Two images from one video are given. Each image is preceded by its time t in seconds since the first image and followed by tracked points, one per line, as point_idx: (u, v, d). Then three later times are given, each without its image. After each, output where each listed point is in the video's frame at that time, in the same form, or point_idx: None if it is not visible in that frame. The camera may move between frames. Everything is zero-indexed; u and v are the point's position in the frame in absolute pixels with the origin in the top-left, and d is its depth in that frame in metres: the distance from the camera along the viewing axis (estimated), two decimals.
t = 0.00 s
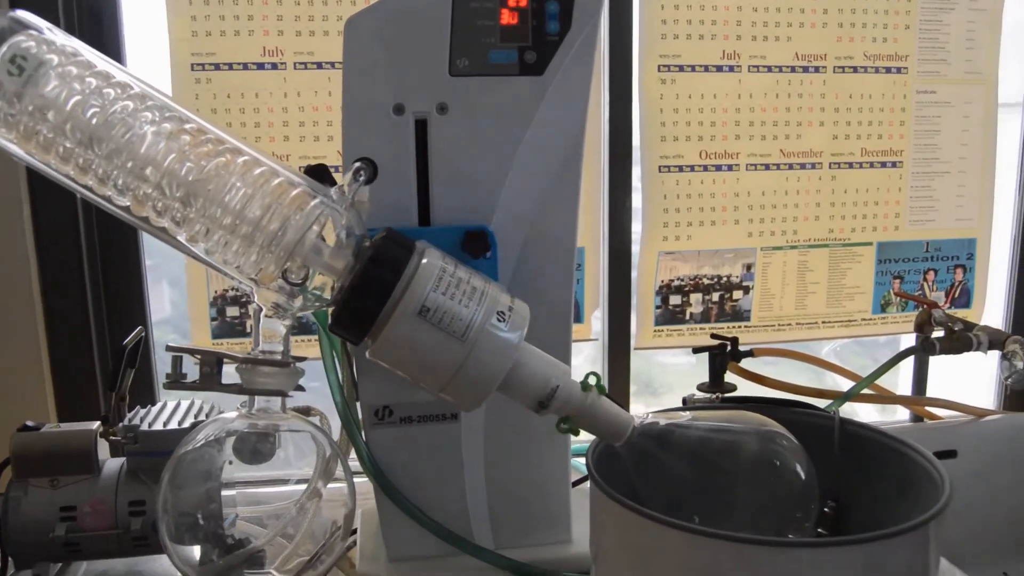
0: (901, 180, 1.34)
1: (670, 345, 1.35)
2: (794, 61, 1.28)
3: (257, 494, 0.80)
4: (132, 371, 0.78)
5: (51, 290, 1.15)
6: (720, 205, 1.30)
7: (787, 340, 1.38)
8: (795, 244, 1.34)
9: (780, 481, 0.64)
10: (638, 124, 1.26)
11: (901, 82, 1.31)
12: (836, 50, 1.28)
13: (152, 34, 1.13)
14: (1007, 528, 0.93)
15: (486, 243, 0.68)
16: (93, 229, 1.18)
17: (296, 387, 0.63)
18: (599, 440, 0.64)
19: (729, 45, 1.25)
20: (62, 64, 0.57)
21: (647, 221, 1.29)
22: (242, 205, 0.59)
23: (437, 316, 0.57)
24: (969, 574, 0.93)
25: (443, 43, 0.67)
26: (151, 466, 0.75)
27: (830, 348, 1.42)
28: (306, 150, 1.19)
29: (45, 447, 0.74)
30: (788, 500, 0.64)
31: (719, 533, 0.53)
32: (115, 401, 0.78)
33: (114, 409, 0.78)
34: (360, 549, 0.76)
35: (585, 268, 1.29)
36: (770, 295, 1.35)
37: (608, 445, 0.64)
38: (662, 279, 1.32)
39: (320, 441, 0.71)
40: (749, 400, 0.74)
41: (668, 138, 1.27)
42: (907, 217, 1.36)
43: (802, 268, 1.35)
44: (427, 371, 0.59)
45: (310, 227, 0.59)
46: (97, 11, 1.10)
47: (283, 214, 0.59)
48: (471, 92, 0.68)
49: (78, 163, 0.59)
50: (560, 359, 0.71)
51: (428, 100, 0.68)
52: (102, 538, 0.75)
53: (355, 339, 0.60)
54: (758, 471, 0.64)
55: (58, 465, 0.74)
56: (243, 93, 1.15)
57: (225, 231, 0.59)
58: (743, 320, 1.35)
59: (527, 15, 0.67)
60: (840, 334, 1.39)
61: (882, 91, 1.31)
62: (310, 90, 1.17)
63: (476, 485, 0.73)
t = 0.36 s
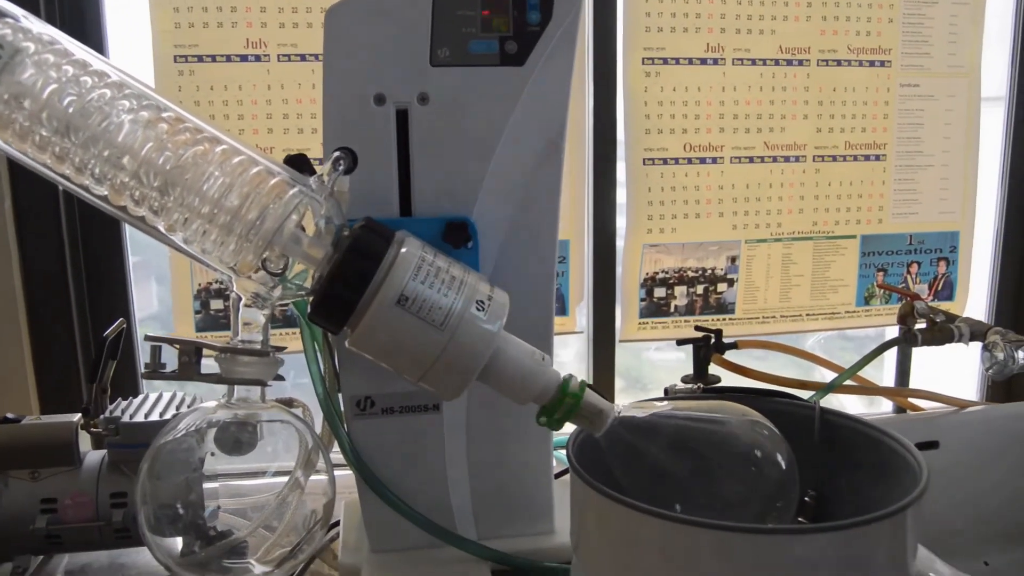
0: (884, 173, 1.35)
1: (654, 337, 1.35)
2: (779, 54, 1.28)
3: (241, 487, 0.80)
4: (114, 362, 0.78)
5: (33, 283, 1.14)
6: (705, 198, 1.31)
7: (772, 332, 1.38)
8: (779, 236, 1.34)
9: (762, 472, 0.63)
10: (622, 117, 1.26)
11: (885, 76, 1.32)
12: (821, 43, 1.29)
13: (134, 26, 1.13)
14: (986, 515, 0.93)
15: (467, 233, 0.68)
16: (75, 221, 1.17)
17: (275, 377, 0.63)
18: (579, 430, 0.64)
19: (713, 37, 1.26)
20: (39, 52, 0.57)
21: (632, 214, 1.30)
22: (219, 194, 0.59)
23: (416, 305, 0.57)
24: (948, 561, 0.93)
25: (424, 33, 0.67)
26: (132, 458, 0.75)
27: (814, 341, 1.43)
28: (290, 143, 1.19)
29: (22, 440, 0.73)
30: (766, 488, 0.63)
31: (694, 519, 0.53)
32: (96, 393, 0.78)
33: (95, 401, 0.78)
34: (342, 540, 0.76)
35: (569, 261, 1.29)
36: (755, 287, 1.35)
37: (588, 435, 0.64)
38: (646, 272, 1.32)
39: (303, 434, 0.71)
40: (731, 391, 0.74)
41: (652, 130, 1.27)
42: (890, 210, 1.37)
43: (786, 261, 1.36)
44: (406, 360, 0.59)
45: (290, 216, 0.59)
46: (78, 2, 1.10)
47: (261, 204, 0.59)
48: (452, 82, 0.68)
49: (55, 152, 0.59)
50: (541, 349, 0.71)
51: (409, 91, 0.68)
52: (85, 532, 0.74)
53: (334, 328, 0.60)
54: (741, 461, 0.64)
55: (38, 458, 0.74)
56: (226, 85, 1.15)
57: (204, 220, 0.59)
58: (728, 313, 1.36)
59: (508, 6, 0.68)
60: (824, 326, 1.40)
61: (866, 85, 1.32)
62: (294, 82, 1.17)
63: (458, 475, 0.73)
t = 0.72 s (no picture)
0: (871, 165, 1.36)
1: (642, 328, 1.35)
2: (767, 45, 1.28)
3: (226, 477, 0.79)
4: (97, 351, 0.77)
5: (18, 272, 1.14)
6: (692, 189, 1.31)
7: (759, 324, 1.39)
8: (766, 228, 1.35)
9: (743, 460, 0.64)
10: (610, 108, 1.26)
11: (872, 68, 1.32)
12: (809, 35, 1.29)
13: (120, 14, 1.12)
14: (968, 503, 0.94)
15: (453, 221, 0.68)
16: (60, 210, 1.17)
17: (257, 364, 0.63)
18: (564, 418, 0.64)
19: (702, 29, 1.26)
20: (18, 36, 0.57)
21: (620, 206, 1.29)
22: (200, 179, 0.59)
23: (398, 292, 0.57)
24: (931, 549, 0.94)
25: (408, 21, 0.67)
26: (116, 446, 0.75)
27: (801, 332, 1.44)
28: (277, 133, 1.19)
29: (7, 426, 0.74)
30: (749, 477, 0.64)
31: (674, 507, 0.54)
32: (79, 381, 0.77)
33: (78, 389, 0.78)
34: (327, 529, 0.76)
35: (557, 251, 1.29)
36: (742, 279, 1.36)
37: (572, 423, 0.64)
38: (634, 263, 1.32)
39: (286, 425, 0.70)
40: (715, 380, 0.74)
41: (640, 122, 1.27)
42: (877, 202, 1.37)
43: (773, 253, 1.36)
44: (388, 347, 0.58)
45: (271, 202, 0.59)
46: None
47: (242, 190, 0.59)
48: (437, 70, 0.68)
49: (35, 137, 0.58)
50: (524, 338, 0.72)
51: (394, 79, 0.68)
52: (69, 520, 0.74)
53: (316, 315, 0.60)
54: (724, 450, 0.64)
55: (20, 446, 0.74)
56: (213, 74, 1.15)
57: (185, 205, 0.59)
58: (715, 305, 1.36)
59: None
60: (812, 318, 1.40)
61: (853, 77, 1.32)
62: (280, 71, 1.17)
63: (441, 462, 0.73)
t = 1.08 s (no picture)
0: (847, 159, 1.37)
1: (619, 321, 1.35)
2: (743, 39, 1.29)
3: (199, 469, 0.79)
4: (67, 344, 0.77)
5: None
6: (669, 183, 1.31)
7: (735, 317, 1.40)
8: (742, 222, 1.36)
9: (712, 451, 0.64)
10: (586, 102, 1.26)
11: (848, 63, 1.34)
12: (785, 29, 1.30)
13: (95, 6, 1.13)
14: (930, 488, 0.97)
15: (423, 213, 0.68)
16: (32, 203, 1.16)
17: (226, 355, 0.63)
18: (533, 409, 0.64)
19: (678, 23, 1.26)
20: None
21: (597, 201, 1.30)
22: (166, 169, 0.59)
23: (365, 282, 0.57)
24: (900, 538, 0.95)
25: (379, 11, 0.67)
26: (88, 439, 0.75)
27: (777, 325, 1.45)
28: (253, 125, 1.20)
29: None
30: (717, 471, 0.64)
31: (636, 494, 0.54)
32: (48, 375, 0.76)
33: (48, 384, 0.77)
34: (299, 521, 0.76)
35: (534, 244, 1.30)
36: (719, 272, 1.37)
37: (542, 413, 0.64)
38: (611, 256, 1.33)
39: (258, 418, 0.70)
40: (686, 371, 0.74)
41: (617, 115, 1.27)
42: (853, 196, 1.39)
43: (750, 246, 1.37)
44: (356, 336, 0.59)
45: (238, 192, 0.59)
46: None
47: (209, 179, 0.59)
48: (409, 61, 0.68)
49: None
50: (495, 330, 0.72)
51: (365, 70, 0.68)
52: (39, 514, 0.74)
53: (284, 304, 0.60)
54: (693, 441, 0.64)
55: None
56: (188, 67, 1.15)
57: (151, 195, 0.59)
58: (692, 298, 1.37)
59: None
60: (788, 311, 1.42)
61: (830, 71, 1.33)
62: (257, 64, 1.17)
63: (413, 453, 0.73)
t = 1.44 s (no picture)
0: (823, 155, 1.39)
1: (597, 316, 1.37)
2: (720, 35, 1.31)
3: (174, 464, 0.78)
4: (41, 340, 0.79)
5: None
6: (646, 177, 1.32)
7: (713, 311, 1.41)
8: (720, 217, 1.37)
9: (682, 441, 0.64)
10: (564, 97, 1.27)
11: (824, 58, 1.36)
12: (761, 25, 1.32)
13: None
14: (895, 477, 0.99)
15: (394, 207, 0.68)
16: (7, 197, 1.16)
17: (195, 347, 0.65)
18: (504, 402, 0.65)
19: (655, 18, 1.27)
20: None
21: (574, 195, 1.31)
22: (133, 161, 0.60)
23: (332, 275, 0.58)
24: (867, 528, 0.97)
25: (350, 4, 0.66)
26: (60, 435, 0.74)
27: (754, 320, 1.46)
28: (230, 120, 1.20)
29: None
30: (687, 461, 0.64)
31: (597, 485, 0.55)
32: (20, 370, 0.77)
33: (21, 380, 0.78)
34: (273, 515, 0.76)
35: (511, 239, 1.30)
36: (696, 267, 1.38)
37: (514, 407, 0.65)
38: (588, 251, 1.34)
39: (229, 414, 0.69)
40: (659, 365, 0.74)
41: (594, 110, 1.28)
42: (829, 191, 1.40)
43: (727, 239, 1.38)
44: (324, 329, 0.59)
45: (205, 184, 0.60)
46: None
47: (176, 172, 0.60)
48: (380, 55, 0.68)
49: None
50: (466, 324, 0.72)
51: (336, 64, 0.67)
52: (9, 508, 0.73)
53: (253, 297, 0.60)
54: (663, 430, 0.64)
55: None
56: (163, 61, 1.16)
57: (117, 188, 0.60)
58: (669, 293, 1.38)
59: None
60: (765, 306, 1.43)
61: (806, 67, 1.35)
62: (232, 58, 1.18)
63: (387, 447, 0.73)
